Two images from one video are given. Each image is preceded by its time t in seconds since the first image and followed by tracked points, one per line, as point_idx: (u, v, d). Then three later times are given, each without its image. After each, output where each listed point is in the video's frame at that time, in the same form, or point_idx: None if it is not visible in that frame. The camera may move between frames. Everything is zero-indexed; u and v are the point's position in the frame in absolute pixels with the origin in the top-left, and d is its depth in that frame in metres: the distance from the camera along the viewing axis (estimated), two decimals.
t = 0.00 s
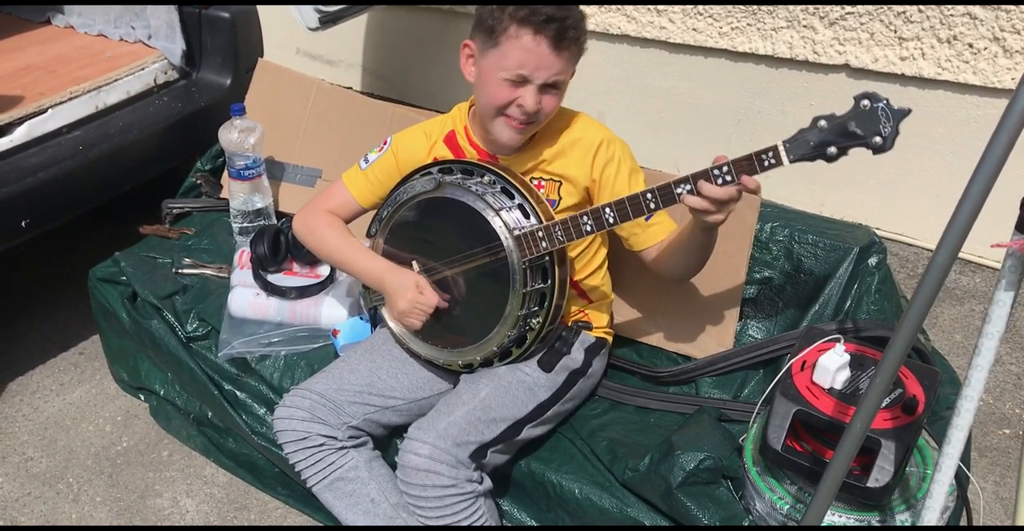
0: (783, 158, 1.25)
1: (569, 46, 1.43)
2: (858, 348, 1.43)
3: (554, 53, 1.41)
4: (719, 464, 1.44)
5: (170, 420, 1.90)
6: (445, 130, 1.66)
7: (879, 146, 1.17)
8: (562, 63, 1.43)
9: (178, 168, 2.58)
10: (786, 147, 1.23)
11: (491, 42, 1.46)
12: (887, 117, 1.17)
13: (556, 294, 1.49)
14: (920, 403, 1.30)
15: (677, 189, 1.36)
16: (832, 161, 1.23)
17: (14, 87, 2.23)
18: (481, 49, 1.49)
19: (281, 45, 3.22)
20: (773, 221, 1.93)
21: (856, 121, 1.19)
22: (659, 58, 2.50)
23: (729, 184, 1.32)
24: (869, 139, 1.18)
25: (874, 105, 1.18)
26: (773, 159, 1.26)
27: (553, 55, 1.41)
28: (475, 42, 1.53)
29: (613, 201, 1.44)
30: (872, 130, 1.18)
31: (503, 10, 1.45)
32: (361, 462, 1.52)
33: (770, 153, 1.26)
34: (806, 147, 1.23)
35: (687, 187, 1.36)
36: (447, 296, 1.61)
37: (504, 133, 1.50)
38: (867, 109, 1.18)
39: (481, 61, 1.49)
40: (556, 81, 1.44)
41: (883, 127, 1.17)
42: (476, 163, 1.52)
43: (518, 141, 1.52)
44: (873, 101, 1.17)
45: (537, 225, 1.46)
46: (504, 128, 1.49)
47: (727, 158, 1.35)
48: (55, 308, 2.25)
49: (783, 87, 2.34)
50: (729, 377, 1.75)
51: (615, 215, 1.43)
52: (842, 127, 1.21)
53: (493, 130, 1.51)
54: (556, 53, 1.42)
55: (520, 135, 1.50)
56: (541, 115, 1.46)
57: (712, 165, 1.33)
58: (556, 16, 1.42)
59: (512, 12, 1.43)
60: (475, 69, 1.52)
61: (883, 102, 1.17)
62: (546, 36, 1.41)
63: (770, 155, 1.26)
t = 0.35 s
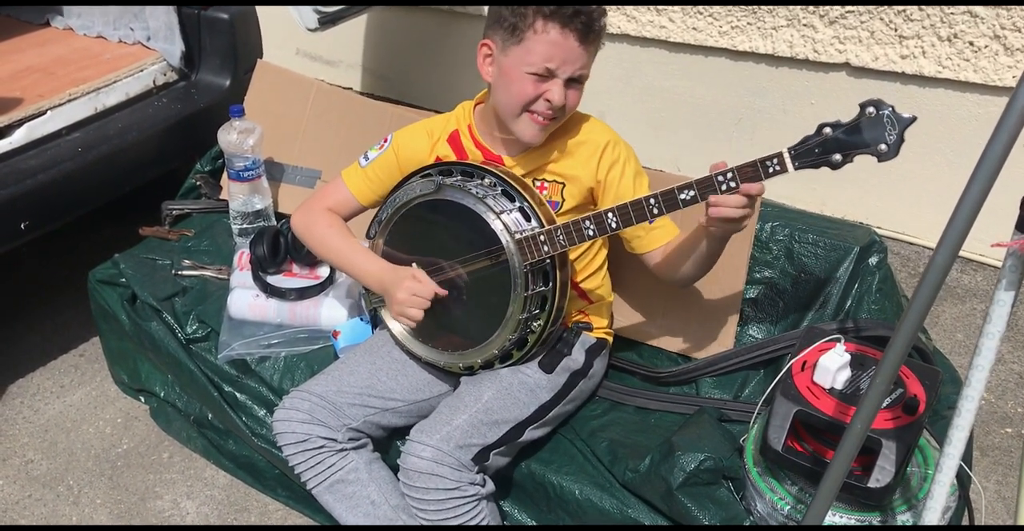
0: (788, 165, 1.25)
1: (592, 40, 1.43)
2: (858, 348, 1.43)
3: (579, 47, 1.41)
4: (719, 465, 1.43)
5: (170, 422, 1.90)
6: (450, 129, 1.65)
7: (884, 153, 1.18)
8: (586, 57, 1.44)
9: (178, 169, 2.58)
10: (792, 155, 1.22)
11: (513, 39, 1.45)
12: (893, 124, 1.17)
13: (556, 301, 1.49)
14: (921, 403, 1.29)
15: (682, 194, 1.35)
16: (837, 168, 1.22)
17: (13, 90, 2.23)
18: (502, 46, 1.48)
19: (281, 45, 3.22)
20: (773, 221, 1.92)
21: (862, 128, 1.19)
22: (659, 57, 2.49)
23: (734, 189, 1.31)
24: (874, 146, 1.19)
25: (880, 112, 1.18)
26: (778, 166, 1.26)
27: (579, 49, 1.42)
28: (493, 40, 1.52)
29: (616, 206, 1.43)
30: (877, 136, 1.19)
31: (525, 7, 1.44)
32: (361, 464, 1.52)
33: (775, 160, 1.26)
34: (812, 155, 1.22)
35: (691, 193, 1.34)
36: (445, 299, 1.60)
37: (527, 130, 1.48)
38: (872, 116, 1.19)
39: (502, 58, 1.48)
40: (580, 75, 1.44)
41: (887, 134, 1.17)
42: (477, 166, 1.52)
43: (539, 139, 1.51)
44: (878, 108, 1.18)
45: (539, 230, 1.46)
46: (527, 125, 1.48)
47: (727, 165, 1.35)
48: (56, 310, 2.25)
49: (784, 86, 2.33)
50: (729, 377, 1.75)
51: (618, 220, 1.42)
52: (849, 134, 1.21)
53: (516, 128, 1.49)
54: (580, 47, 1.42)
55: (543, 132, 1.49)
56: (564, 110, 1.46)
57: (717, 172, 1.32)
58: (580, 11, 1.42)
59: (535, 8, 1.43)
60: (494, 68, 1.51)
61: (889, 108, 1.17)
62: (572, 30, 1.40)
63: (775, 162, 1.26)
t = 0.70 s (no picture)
0: (774, 159, 1.24)
1: (580, 50, 1.42)
2: (853, 346, 1.42)
3: (567, 56, 1.41)
4: (713, 465, 1.44)
5: (165, 426, 1.89)
6: (444, 128, 1.65)
7: (870, 146, 1.17)
8: (575, 67, 1.43)
9: (172, 173, 2.57)
10: (776, 150, 1.22)
11: (503, 43, 1.44)
12: (879, 116, 1.16)
13: (547, 299, 1.48)
14: (915, 400, 1.29)
15: (668, 190, 1.35)
16: (824, 162, 1.22)
17: (6, 94, 2.22)
18: (493, 49, 1.47)
19: (275, 47, 3.21)
20: (767, 220, 1.92)
21: (848, 121, 1.18)
22: (654, 57, 2.49)
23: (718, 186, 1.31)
24: (860, 139, 1.18)
25: (866, 104, 1.17)
26: (764, 160, 1.25)
27: (566, 58, 1.41)
28: (486, 41, 1.51)
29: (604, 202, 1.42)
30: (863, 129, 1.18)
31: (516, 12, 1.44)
32: (355, 466, 1.51)
33: (760, 154, 1.26)
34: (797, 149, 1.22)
35: (678, 189, 1.34)
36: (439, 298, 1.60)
37: (512, 132, 1.49)
38: (859, 108, 1.18)
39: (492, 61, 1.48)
40: (568, 83, 1.44)
41: (874, 128, 1.16)
42: (468, 164, 1.51)
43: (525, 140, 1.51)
44: (864, 101, 1.17)
45: (529, 227, 1.45)
46: (512, 128, 1.49)
47: (712, 160, 1.34)
48: (50, 315, 2.25)
49: (778, 84, 2.33)
50: (725, 377, 1.75)
51: (606, 217, 1.41)
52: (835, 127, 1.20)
53: (501, 129, 1.50)
54: (569, 57, 1.41)
55: (528, 135, 1.50)
56: (550, 116, 1.46)
57: (702, 167, 1.32)
58: (571, 19, 1.41)
59: (526, 14, 1.42)
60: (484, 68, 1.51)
61: (875, 101, 1.16)
62: (559, 39, 1.40)
63: (761, 156, 1.25)
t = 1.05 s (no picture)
0: (773, 156, 1.25)
1: (524, 66, 1.39)
2: (846, 347, 1.42)
3: (509, 77, 1.39)
4: (708, 466, 1.44)
5: (160, 429, 1.89)
6: (439, 129, 1.65)
7: (867, 143, 1.19)
8: (523, 85, 1.41)
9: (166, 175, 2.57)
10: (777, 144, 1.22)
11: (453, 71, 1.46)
12: (876, 115, 1.19)
13: (545, 298, 1.48)
14: (908, 401, 1.29)
15: (667, 188, 1.35)
16: (821, 159, 1.22)
17: None
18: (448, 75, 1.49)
19: (269, 49, 3.21)
20: (760, 221, 1.92)
21: (846, 120, 1.20)
22: (648, 59, 2.49)
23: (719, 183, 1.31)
24: (858, 137, 1.20)
25: (863, 103, 1.19)
26: (764, 158, 1.26)
27: (509, 79, 1.40)
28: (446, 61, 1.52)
29: (604, 200, 1.43)
30: (862, 126, 1.19)
31: (456, 40, 1.43)
32: (350, 469, 1.51)
33: (760, 152, 1.26)
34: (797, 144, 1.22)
35: (677, 187, 1.34)
36: (435, 298, 1.60)
37: (492, 143, 1.52)
38: (856, 107, 1.20)
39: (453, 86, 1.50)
40: (523, 98, 1.42)
41: (871, 125, 1.19)
42: (466, 164, 1.51)
43: (511, 145, 1.53)
44: (861, 99, 1.19)
45: (528, 226, 1.46)
46: (490, 139, 1.51)
47: (715, 157, 1.34)
48: (44, 318, 2.24)
49: (772, 86, 2.33)
50: (720, 378, 1.75)
51: (606, 215, 1.42)
52: (832, 124, 1.21)
53: (482, 142, 1.53)
54: (512, 79, 1.40)
55: (509, 143, 1.52)
56: (518, 127, 1.47)
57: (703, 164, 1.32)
58: (505, 41, 1.38)
59: (463, 44, 1.41)
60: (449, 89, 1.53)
61: (872, 100, 1.19)
62: (496, 65, 1.38)
63: (760, 153, 1.26)
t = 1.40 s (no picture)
0: (772, 153, 1.26)
1: (483, 97, 1.39)
2: (849, 356, 1.42)
3: (470, 107, 1.40)
4: (710, 473, 1.45)
5: (160, 433, 1.89)
6: (441, 135, 1.65)
7: (866, 140, 1.20)
8: (486, 113, 1.41)
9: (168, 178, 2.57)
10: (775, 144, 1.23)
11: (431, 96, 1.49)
12: (874, 112, 1.19)
13: (547, 300, 1.48)
14: (911, 410, 1.30)
15: (669, 186, 1.36)
16: (821, 156, 1.23)
17: (2, 99, 2.22)
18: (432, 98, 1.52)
19: (271, 53, 3.21)
20: (763, 229, 1.92)
21: (846, 118, 1.21)
22: (650, 66, 2.50)
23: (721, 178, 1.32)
24: (856, 134, 1.21)
25: (861, 101, 1.20)
26: (764, 155, 1.27)
27: (471, 109, 1.40)
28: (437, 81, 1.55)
29: (605, 200, 1.44)
30: (861, 124, 1.20)
31: (429, 69, 1.46)
32: (352, 474, 1.51)
33: (760, 149, 1.27)
34: (796, 143, 1.23)
35: (679, 184, 1.35)
36: (438, 301, 1.60)
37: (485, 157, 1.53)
38: (855, 105, 1.20)
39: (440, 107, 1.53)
40: (490, 124, 1.42)
41: (869, 122, 1.19)
42: (468, 166, 1.52)
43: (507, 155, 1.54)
44: (859, 97, 1.20)
45: (530, 227, 1.46)
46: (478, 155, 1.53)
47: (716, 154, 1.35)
48: (44, 320, 2.24)
49: (774, 94, 2.34)
50: (721, 385, 1.75)
51: (607, 214, 1.43)
52: (831, 123, 1.22)
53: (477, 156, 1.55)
54: (473, 109, 1.40)
55: (500, 156, 1.52)
56: (498, 146, 1.47)
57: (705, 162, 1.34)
58: (463, 72, 1.39)
59: (432, 74, 1.44)
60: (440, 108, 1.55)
61: (870, 97, 1.19)
62: (456, 96, 1.40)
63: (760, 151, 1.27)
